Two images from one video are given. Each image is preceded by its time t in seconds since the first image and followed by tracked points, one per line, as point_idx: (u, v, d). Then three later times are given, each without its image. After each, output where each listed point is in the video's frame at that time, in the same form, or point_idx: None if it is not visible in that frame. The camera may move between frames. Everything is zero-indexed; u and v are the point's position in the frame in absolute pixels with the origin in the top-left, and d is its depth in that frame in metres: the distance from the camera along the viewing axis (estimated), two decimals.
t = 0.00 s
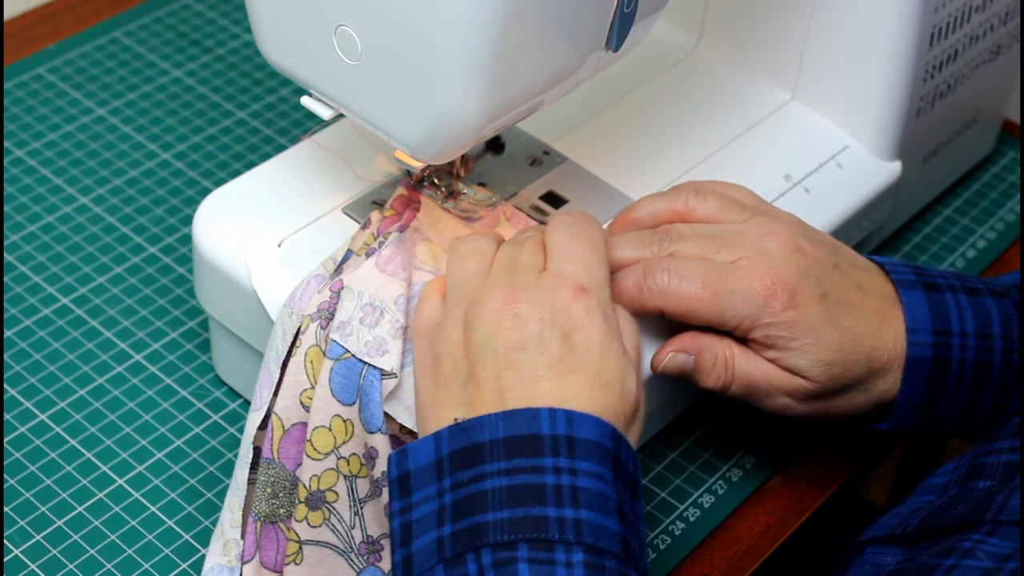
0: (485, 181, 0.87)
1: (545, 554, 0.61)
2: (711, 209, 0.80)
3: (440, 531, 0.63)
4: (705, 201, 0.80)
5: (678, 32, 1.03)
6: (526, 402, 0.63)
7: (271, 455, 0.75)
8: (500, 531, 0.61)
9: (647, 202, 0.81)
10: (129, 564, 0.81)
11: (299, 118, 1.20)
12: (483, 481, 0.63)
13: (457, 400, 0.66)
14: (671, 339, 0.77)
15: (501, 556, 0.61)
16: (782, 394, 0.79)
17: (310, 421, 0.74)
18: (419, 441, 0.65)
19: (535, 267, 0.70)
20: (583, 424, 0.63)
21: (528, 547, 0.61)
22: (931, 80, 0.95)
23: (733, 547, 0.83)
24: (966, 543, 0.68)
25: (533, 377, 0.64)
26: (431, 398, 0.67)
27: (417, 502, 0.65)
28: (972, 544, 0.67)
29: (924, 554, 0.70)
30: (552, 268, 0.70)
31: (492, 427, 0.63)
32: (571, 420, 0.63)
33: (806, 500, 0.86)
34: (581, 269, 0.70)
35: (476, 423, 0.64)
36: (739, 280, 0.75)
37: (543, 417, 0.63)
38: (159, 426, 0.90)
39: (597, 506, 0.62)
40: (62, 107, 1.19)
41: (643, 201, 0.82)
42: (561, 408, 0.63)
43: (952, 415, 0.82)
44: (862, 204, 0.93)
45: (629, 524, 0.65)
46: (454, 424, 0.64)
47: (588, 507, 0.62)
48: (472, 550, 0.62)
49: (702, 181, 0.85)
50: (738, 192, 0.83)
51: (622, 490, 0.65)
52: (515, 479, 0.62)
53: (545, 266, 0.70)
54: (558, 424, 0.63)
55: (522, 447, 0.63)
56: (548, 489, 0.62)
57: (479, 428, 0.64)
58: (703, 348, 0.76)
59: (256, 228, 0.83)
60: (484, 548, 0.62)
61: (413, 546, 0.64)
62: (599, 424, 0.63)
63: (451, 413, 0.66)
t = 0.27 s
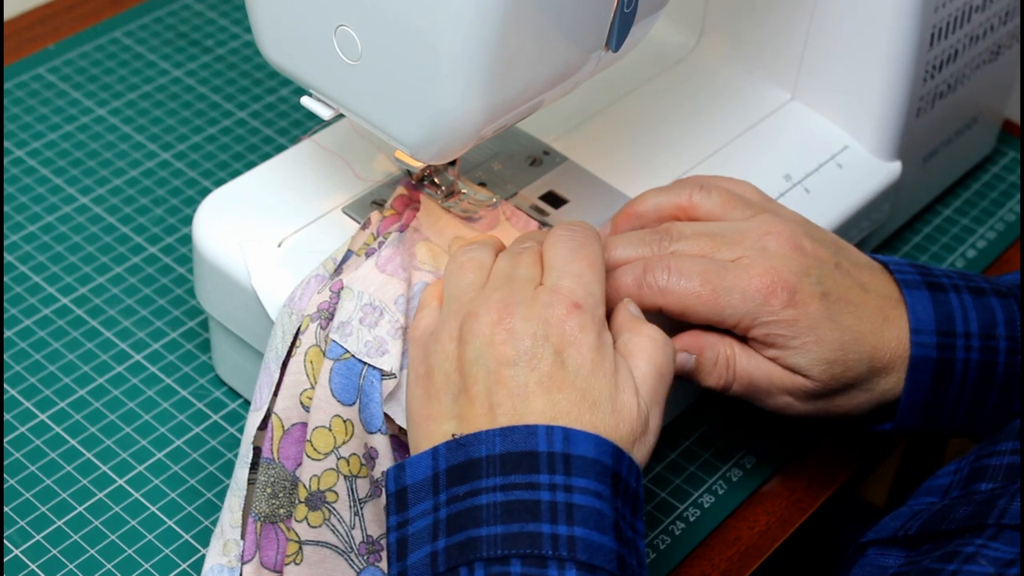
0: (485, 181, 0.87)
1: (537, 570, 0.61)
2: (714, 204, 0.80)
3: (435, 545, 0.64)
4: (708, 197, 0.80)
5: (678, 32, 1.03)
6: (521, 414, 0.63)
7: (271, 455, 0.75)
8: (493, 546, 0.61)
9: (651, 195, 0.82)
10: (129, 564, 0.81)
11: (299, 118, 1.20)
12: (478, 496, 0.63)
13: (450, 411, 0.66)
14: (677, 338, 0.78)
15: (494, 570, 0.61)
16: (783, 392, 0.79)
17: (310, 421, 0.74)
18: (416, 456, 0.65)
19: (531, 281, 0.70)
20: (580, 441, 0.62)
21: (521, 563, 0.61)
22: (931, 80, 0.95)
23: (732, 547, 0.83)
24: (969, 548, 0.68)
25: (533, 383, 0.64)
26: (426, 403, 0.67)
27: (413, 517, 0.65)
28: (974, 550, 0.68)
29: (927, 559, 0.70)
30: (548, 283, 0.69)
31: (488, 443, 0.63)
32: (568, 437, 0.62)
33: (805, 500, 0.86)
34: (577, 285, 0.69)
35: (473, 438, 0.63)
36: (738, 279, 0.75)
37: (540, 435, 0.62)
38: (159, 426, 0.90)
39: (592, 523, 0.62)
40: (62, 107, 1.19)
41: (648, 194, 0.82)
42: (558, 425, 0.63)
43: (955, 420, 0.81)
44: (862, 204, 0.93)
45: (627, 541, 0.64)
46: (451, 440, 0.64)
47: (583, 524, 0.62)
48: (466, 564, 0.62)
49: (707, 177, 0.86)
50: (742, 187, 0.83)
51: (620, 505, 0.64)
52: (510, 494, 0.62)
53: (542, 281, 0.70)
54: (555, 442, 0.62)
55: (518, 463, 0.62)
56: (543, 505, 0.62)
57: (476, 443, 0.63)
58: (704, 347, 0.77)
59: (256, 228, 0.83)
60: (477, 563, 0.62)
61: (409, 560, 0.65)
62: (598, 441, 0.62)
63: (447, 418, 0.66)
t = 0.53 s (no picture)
0: (485, 181, 0.87)
1: (533, 562, 0.61)
2: (714, 202, 0.80)
3: (430, 537, 0.63)
4: (708, 194, 0.81)
5: (678, 32, 1.03)
6: (513, 407, 0.63)
7: (271, 455, 0.75)
8: (489, 537, 0.61)
9: (651, 190, 0.82)
10: (129, 564, 0.81)
11: (299, 118, 1.20)
12: (474, 488, 0.62)
13: (443, 405, 0.66)
14: (674, 338, 0.78)
15: (490, 561, 0.61)
16: (782, 392, 0.79)
17: (309, 420, 0.74)
18: (412, 448, 0.65)
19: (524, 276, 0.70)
20: (577, 434, 0.62)
21: (517, 554, 0.61)
22: (931, 80, 0.95)
23: (733, 547, 0.83)
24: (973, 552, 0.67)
25: (528, 377, 0.64)
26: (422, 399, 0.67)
27: (409, 509, 0.65)
28: (977, 555, 0.67)
29: (930, 563, 0.69)
30: (541, 278, 0.69)
31: (485, 434, 0.63)
32: (565, 430, 0.62)
33: (805, 500, 0.86)
34: (570, 279, 0.69)
35: (470, 430, 0.63)
36: (734, 277, 0.75)
37: (536, 427, 0.62)
38: (159, 426, 0.90)
39: (588, 516, 0.62)
40: (62, 107, 1.20)
41: (648, 189, 0.82)
42: (555, 418, 0.63)
43: (956, 420, 0.81)
44: (862, 204, 0.93)
45: (623, 534, 0.64)
46: (448, 432, 0.64)
47: (579, 516, 0.62)
48: (461, 556, 0.62)
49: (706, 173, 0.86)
50: (742, 184, 0.83)
51: (617, 499, 0.64)
52: (507, 487, 0.62)
53: (535, 275, 0.70)
54: (551, 434, 0.62)
55: (514, 455, 0.62)
56: (539, 498, 0.62)
57: (472, 435, 0.63)
58: (702, 347, 0.77)
59: (255, 228, 0.83)
60: (473, 554, 0.61)
61: (404, 552, 0.65)
62: (595, 434, 0.62)
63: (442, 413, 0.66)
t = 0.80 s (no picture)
0: (485, 181, 0.87)
1: (532, 554, 0.61)
2: (713, 190, 0.81)
3: (429, 529, 0.63)
4: (708, 183, 0.81)
5: (678, 32, 1.03)
6: (511, 401, 0.63)
7: (269, 454, 0.75)
8: (488, 530, 0.61)
9: (651, 177, 0.83)
10: (129, 564, 0.81)
11: (299, 118, 1.20)
12: (473, 481, 0.62)
13: (440, 400, 0.66)
14: (673, 330, 0.78)
15: (489, 554, 0.61)
16: (781, 383, 0.79)
17: (307, 418, 0.74)
18: (410, 442, 0.65)
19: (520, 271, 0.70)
20: (575, 428, 0.62)
21: (516, 547, 0.61)
22: (931, 80, 0.95)
23: (732, 547, 0.83)
24: (978, 553, 0.68)
25: (525, 369, 0.64)
26: (418, 394, 0.67)
27: (407, 502, 0.65)
28: (982, 556, 0.68)
29: (934, 563, 0.70)
30: (537, 273, 0.69)
31: (483, 428, 0.63)
32: (562, 423, 0.62)
33: (805, 500, 0.86)
34: (567, 274, 0.69)
35: (468, 424, 0.63)
36: (728, 268, 0.75)
37: (534, 421, 0.62)
38: (159, 426, 0.90)
39: (587, 509, 0.62)
40: (62, 107, 1.19)
41: (648, 176, 0.83)
42: (553, 411, 0.63)
43: (957, 411, 0.81)
44: (862, 204, 0.93)
45: (621, 528, 0.64)
46: (446, 426, 0.64)
47: (577, 509, 0.62)
48: (460, 548, 0.61)
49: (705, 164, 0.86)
50: (742, 176, 0.84)
51: (615, 492, 0.64)
52: (505, 480, 0.62)
53: (530, 270, 0.70)
54: (549, 428, 0.62)
55: (512, 448, 0.62)
56: (537, 490, 0.62)
57: (471, 429, 0.63)
58: (700, 338, 0.77)
59: (256, 229, 0.83)
60: (472, 546, 0.61)
61: (402, 545, 0.64)
62: (592, 428, 0.63)
63: (439, 407, 0.66)
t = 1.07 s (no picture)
0: (485, 181, 0.87)
1: (526, 539, 0.61)
2: (700, 184, 0.81)
3: (423, 514, 0.63)
4: (695, 176, 0.81)
5: (678, 32, 1.04)
6: (504, 386, 0.63)
7: (266, 450, 0.76)
8: (482, 515, 0.61)
9: (639, 172, 0.83)
10: (129, 563, 0.81)
11: (299, 118, 1.20)
12: (467, 467, 0.62)
13: (433, 386, 0.66)
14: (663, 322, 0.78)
15: (483, 538, 0.61)
16: (772, 372, 0.79)
17: (302, 413, 0.74)
18: (404, 429, 0.65)
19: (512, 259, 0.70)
20: (569, 414, 0.62)
21: (510, 531, 0.61)
22: (931, 80, 0.95)
23: (732, 547, 0.83)
24: (980, 554, 0.68)
25: (519, 357, 0.64)
26: (411, 380, 0.67)
27: (402, 488, 0.64)
28: (985, 557, 0.68)
29: (936, 564, 0.70)
30: (528, 261, 0.70)
31: (477, 414, 0.63)
32: (557, 409, 0.62)
33: (805, 500, 0.86)
34: (557, 262, 0.69)
35: (462, 410, 0.63)
36: (716, 256, 0.76)
37: (528, 407, 0.62)
38: (159, 426, 0.90)
39: (580, 494, 0.62)
40: (62, 107, 1.19)
41: (636, 170, 0.83)
42: (546, 397, 0.63)
43: (953, 401, 0.81)
44: (862, 204, 0.93)
45: (614, 513, 0.64)
46: (440, 412, 0.64)
47: (570, 494, 0.62)
48: (454, 533, 0.62)
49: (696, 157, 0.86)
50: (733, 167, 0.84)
51: (608, 478, 0.64)
52: (499, 465, 0.62)
53: (522, 259, 0.70)
54: (544, 414, 0.62)
55: (506, 434, 0.62)
56: (531, 475, 0.62)
57: (465, 415, 0.63)
58: (689, 330, 0.77)
59: (256, 229, 0.83)
60: (466, 531, 0.61)
61: (397, 531, 0.64)
62: (586, 414, 0.63)
63: (432, 393, 0.66)
